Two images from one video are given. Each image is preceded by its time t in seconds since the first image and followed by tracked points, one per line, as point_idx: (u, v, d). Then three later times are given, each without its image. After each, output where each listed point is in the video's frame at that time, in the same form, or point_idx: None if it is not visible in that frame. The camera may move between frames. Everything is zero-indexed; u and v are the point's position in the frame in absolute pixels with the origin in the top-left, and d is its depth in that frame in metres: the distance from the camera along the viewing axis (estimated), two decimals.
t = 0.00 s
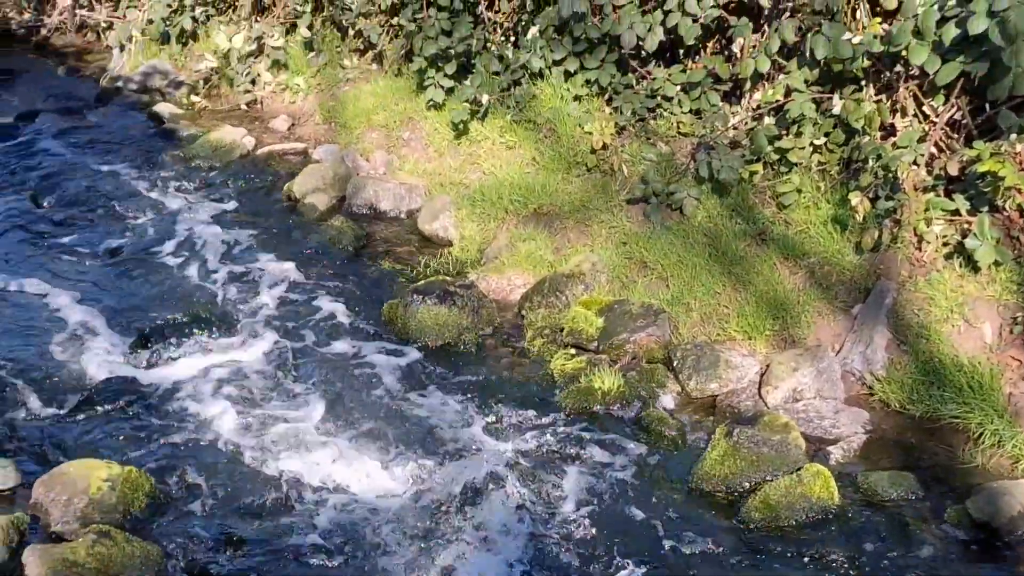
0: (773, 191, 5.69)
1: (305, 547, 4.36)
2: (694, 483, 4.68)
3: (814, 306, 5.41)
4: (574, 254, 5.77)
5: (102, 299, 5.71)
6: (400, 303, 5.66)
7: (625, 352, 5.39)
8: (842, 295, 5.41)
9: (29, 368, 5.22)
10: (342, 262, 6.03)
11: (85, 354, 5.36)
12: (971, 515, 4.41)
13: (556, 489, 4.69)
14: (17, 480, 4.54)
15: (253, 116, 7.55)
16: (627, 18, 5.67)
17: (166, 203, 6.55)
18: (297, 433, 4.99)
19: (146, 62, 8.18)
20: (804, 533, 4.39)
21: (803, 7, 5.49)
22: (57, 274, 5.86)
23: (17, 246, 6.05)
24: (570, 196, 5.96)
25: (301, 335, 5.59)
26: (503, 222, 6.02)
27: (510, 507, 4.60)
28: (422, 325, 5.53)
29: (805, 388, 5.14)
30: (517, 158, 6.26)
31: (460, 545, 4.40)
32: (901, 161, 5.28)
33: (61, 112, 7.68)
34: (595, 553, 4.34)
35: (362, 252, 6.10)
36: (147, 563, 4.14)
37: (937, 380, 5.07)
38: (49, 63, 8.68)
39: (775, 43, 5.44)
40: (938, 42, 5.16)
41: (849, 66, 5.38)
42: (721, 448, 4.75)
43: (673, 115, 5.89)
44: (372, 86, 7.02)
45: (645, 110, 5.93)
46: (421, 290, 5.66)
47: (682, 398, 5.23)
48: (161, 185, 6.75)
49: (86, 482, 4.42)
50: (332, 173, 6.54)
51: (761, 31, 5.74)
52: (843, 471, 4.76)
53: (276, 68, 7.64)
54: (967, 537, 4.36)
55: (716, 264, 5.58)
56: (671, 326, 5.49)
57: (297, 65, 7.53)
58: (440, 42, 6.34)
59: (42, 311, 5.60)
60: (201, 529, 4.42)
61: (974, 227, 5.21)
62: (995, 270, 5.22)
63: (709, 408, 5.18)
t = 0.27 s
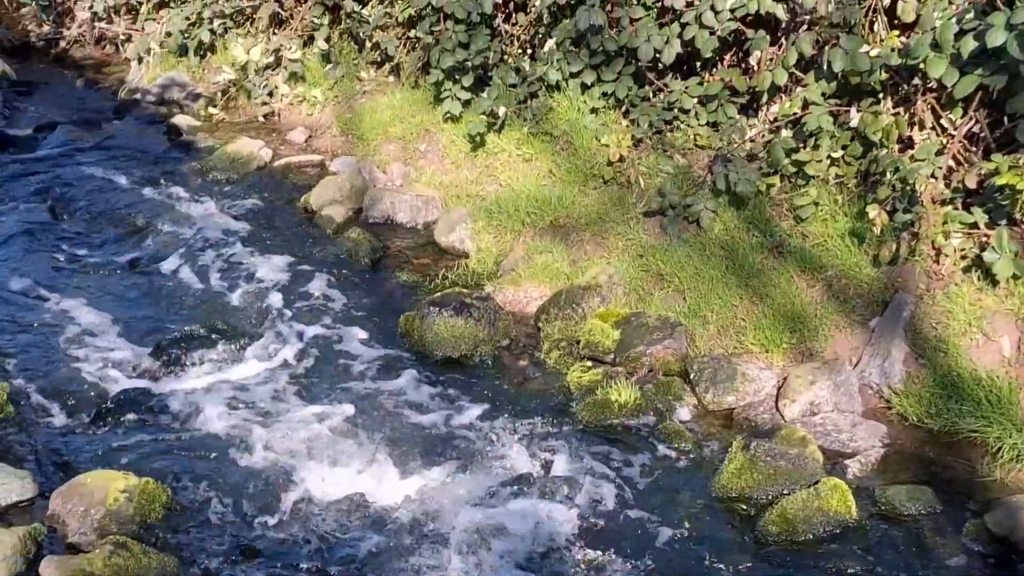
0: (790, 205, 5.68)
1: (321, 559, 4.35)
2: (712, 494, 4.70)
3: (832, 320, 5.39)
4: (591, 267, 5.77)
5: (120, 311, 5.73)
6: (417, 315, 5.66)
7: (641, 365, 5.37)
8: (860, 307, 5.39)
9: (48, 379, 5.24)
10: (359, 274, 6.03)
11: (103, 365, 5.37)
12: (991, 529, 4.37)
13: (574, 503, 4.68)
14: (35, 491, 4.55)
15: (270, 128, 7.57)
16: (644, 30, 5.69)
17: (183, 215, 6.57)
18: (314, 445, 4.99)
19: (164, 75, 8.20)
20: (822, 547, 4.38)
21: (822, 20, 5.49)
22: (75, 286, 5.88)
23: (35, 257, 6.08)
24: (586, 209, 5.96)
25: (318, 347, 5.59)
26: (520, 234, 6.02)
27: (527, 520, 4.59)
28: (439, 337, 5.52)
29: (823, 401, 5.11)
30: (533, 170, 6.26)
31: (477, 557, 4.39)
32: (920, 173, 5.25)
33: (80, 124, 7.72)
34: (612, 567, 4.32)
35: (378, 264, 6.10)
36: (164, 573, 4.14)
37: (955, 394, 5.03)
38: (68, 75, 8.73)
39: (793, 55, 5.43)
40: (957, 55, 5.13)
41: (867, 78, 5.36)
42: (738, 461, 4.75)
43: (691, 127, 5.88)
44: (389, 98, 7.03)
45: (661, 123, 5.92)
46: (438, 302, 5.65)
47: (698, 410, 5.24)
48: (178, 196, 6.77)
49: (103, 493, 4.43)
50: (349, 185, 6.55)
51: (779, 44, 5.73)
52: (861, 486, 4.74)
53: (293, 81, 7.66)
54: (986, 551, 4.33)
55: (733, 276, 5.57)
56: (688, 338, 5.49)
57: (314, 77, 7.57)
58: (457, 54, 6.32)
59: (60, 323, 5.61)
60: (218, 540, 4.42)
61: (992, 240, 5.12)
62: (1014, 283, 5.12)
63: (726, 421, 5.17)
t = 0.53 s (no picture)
0: (799, 217, 5.67)
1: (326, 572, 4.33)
2: (720, 508, 4.67)
3: (842, 333, 5.37)
4: (599, 279, 5.76)
5: (129, 321, 5.74)
6: (425, 327, 5.65)
7: (650, 378, 5.37)
8: (870, 321, 5.37)
9: (58, 390, 5.25)
10: (367, 285, 6.02)
11: (112, 376, 5.38)
12: (1000, 544, 4.33)
13: (582, 516, 4.66)
14: (44, 502, 4.55)
15: (280, 139, 7.59)
16: (654, 43, 5.68)
17: (192, 226, 6.58)
18: (322, 457, 4.98)
19: (174, 86, 8.23)
20: (831, 561, 4.36)
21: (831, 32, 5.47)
22: (84, 296, 5.89)
23: (45, 267, 6.09)
24: (595, 221, 5.96)
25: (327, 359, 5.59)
26: (528, 246, 6.02)
27: (533, 532, 4.57)
28: (448, 348, 5.52)
29: (832, 415, 5.11)
30: (543, 183, 6.26)
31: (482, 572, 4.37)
32: (929, 187, 5.25)
33: (90, 135, 7.74)
34: None
35: (387, 276, 6.09)
36: None
37: (964, 409, 5.00)
38: (79, 86, 8.75)
39: (802, 69, 5.42)
40: (966, 68, 5.09)
41: (877, 92, 5.35)
42: (747, 474, 4.72)
43: (700, 140, 5.89)
44: (399, 111, 7.04)
45: (671, 135, 5.93)
46: (447, 314, 5.65)
47: (708, 423, 5.21)
48: (187, 207, 6.78)
49: (112, 504, 4.42)
50: (358, 197, 6.55)
51: (788, 56, 5.73)
52: (871, 500, 4.72)
53: (303, 92, 7.66)
54: (996, 564, 4.29)
55: (742, 289, 5.56)
56: (697, 351, 5.47)
57: (323, 89, 7.58)
58: (467, 66, 6.23)
59: (71, 333, 5.62)
60: (224, 552, 4.40)
61: (1002, 254, 5.12)
62: None
63: (735, 434, 5.16)
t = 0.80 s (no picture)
0: (809, 232, 5.66)
1: None
2: (729, 523, 4.65)
3: (851, 348, 5.36)
4: (608, 293, 5.76)
5: (139, 333, 5.74)
6: (434, 340, 5.65)
7: (660, 392, 5.36)
8: (879, 336, 5.36)
9: (68, 402, 5.25)
10: (377, 298, 6.03)
11: (122, 388, 5.38)
12: (1010, 560, 4.29)
13: (590, 530, 4.63)
14: (52, 515, 4.54)
15: (289, 153, 7.61)
16: (663, 57, 5.69)
17: (201, 238, 6.58)
18: (330, 469, 4.97)
19: (184, 99, 8.24)
20: None
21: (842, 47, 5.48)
22: (94, 309, 5.89)
23: (54, 278, 6.11)
24: (604, 235, 5.96)
25: (336, 372, 5.59)
26: (537, 260, 6.02)
27: (540, 548, 4.55)
28: (456, 362, 5.52)
29: (842, 429, 5.10)
30: (551, 197, 6.26)
31: None
32: (939, 203, 5.22)
33: (100, 148, 7.76)
34: None
35: (396, 289, 6.10)
36: None
37: (974, 424, 4.99)
38: (89, 99, 8.78)
39: (812, 84, 5.43)
40: (976, 83, 5.07)
41: (887, 107, 5.35)
42: (757, 489, 4.69)
43: (709, 154, 5.89)
44: (409, 124, 7.05)
45: (680, 150, 5.92)
46: (456, 327, 5.65)
47: (716, 437, 5.21)
48: (196, 219, 6.79)
49: (120, 517, 4.39)
50: (367, 211, 6.56)
51: (798, 71, 5.74)
52: (880, 515, 4.68)
53: (313, 106, 7.65)
54: None
55: (751, 303, 5.56)
56: (706, 365, 5.48)
57: (332, 102, 7.56)
58: (476, 80, 6.26)
59: (80, 345, 5.63)
60: (231, 565, 4.38)
61: (1011, 270, 5.11)
62: None
63: (744, 449, 5.14)
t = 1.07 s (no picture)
0: (819, 246, 5.66)
1: None
2: (738, 539, 4.59)
3: (862, 362, 5.34)
4: (619, 306, 5.76)
5: (149, 344, 5.74)
6: (444, 352, 5.65)
7: (669, 406, 5.33)
8: (890, 350, 5.34)
9: (78, 412, 5.25)
10: (387, 309, 6.03)
11: (133, 398, 5.38)
12: None
13: (599, 545, 4.61)
14: (62, 525, 4.54)
15: (300, 163, 7.60)
16: (674, 71, 5.69)
17: (212, 249, 6.59)
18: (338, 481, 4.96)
19: (196, 110, 8.22)
20: None
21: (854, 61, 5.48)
22: (105, 319, 5.90)
23: (65, 288, 6.12)
24: (614, 247, 5.96)
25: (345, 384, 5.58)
26: (547, 273, 6.01)
27: (549, 563, 4.53)
28: (466, 373, 5.51)
29: (853, 444, 5.06)
30: (562, 210, 6.25)
31: None
32: (950, 217, 5.21)
33: (112, 158, 7.78)
34: None
35: (406, 301, 6.10)
36: None
37: (985, 440, 4.95)
38: (101, 110, 8.81)
39: (823, 98, 5.42)
40: (988, 98, 5.06)
41: (898, 121, 5.35)
42: (766, 504, 4.66)
43: (720, 167, 5.89)
44: (419, 136, 7.06)
45: (690, 163, 5.93)
46: (465, 339, 5.65)
47: (726, 452, 5.18)
48: (206, 230, 6.80)
49: (129, 528, 4.37)
50: (377, 222, 6.54)
51: (809, 85, 5.74)
52: (891, 530, 4.62)
53: (324, 117, 7.67)
54: None
55: (762, 317, 5.54)
56: (715, 379, 5.46)
57: (343, 114, 7.58)
58: (487, 93, 6.23)
59: (91, 354, 5.64)
60: None
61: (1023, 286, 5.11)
62: None
63: (755, 464, 5.12)
